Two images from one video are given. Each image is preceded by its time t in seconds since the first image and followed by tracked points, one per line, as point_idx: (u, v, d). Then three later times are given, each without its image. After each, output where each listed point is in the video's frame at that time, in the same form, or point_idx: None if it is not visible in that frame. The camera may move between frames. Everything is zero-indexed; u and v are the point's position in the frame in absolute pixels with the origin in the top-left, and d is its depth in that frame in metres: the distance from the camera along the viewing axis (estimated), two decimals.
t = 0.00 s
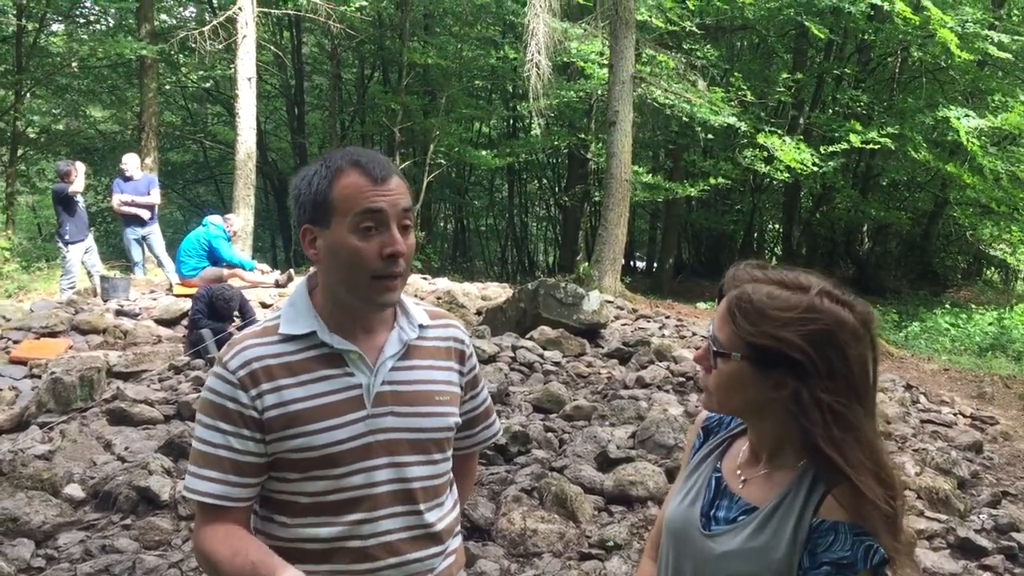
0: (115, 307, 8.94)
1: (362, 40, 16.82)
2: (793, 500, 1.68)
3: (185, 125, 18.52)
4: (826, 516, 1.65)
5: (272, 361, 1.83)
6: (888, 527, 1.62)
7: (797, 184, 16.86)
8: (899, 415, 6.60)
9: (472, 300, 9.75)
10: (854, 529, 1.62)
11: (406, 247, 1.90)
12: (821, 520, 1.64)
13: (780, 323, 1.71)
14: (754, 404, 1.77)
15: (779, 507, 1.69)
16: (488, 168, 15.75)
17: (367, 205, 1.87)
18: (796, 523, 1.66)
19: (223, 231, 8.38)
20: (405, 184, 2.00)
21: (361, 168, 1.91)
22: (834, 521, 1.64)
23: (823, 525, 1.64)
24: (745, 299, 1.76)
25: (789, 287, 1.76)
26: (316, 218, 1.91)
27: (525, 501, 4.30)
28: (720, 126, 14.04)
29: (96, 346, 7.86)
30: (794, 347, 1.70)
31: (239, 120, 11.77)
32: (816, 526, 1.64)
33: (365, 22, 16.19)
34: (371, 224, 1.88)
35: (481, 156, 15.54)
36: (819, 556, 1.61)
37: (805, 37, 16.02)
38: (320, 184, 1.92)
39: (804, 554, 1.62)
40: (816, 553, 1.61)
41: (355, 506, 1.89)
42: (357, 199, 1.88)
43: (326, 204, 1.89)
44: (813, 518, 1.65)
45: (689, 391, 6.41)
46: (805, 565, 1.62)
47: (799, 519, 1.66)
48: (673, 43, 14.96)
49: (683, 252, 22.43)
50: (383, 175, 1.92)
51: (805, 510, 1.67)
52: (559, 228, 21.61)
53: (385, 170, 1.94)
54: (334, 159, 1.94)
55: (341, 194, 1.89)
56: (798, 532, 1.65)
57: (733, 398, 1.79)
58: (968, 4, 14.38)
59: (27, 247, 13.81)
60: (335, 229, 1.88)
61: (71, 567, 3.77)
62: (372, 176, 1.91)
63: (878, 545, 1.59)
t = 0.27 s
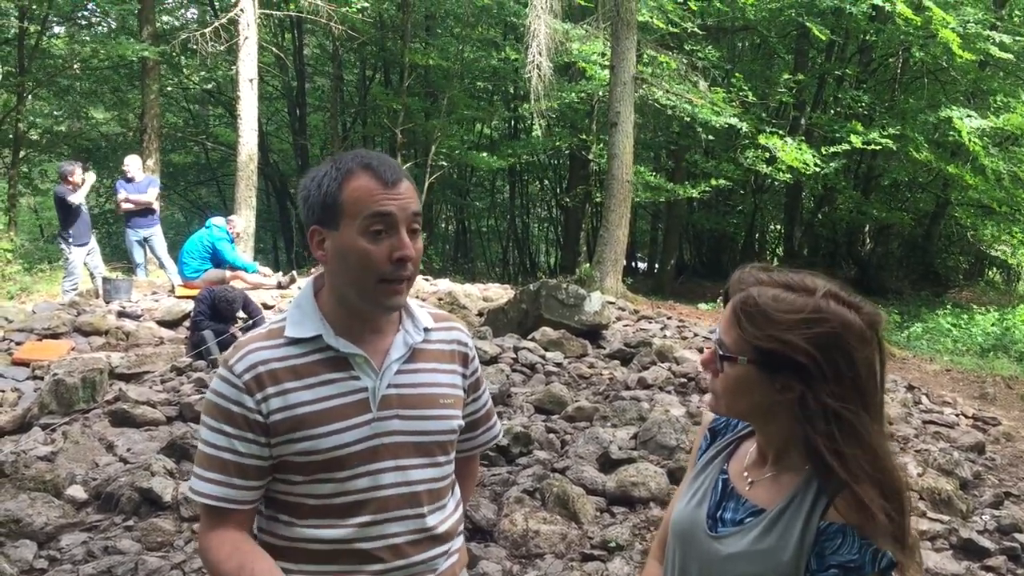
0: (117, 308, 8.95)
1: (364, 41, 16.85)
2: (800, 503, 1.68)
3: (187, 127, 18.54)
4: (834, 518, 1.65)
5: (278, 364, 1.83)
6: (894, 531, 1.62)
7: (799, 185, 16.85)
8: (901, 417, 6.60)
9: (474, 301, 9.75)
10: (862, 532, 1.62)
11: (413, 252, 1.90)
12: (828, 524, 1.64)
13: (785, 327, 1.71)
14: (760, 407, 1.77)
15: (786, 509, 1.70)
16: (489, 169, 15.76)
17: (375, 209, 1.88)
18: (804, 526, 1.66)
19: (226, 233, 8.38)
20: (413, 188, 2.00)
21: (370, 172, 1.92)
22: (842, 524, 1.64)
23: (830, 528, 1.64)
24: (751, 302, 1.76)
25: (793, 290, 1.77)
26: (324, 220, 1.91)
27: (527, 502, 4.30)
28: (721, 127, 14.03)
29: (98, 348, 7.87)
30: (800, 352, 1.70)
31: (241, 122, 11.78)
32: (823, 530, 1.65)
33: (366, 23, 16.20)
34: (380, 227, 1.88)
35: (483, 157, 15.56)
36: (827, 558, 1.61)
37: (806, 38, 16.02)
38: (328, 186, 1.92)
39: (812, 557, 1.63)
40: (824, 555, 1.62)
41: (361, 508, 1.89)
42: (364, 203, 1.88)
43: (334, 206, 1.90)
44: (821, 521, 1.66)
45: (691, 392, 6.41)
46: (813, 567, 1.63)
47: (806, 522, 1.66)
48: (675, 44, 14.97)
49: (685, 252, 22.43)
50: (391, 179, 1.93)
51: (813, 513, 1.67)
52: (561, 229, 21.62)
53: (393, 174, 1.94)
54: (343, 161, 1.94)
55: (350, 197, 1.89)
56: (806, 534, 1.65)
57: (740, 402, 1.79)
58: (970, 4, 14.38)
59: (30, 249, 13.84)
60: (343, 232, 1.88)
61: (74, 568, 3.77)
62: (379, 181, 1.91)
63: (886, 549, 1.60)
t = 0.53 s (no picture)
0: (118, 309, 8.95)
1: (364, 41, 16.86)
2: (798, 502, 1.69)
3: (187, 127, 18.54)
4: (831, 518, 1.65)
5: (279, 365, 1.84)
6: (892, 531, 1.62)
7: (799, 185, 16.86)
8: (901, 416, 6.60)
9: (474, 300, 9.76)
10: (858, 532, 1.63)
11: (415, 254, 1.90)
12: (826, 523, 1.65)
13: (784, 327, 1.71)
14: (759, 408, 1.78)
15: (785, 507, 1.70)
16: (489, 170, 15.77)
17: (378, 210, 1.88)
18: (802, 524, 1.66)
19: (226, 233, 8.38)
20: (415, 189, 2.00)
21: (373, 172, 1.92)
22: (839, 523, 1.64)
23: (827, 527, 1.64)
24: (751, 302, 1.77)
25: (793, 290, 1.77)
26: (325, 220, 1.91)
27: (527, 502, 4.30)
28: (721, 126, 14.04)
29: (98, 348, 7.88)
30: (798, 352, 1.71)
31: (241, 122, 11.78)
32: (821, 529, 1.65)
33: (366, 23, 16.21)
34: (382, 229, 1.88)
35: (483, 158, 15.56)
36: (823, 557, 1.61)
37: (805, 37, 16.03)
38: (329, 186, 1.92)
39: (808, 556, 1.63)
40: (821, 554, 1.62)
41: (359, 508, 1.89)
42: (366, 204, 1.88)
43: (336, 206, 1.90)
44: (818, 519, 1.66)
45: (691, 391, 6.41)
46: (810, 567, 1.63)
47: (804, 519, 1.66)
48: (675, 44, 14.98)
49: (685, 252, 22.44)
50: (393, 180, 1.93)
51: (811, 511, 1.67)
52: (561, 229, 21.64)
53: (397, 175, 1.95)
54: (345, 162, 1.94)
55: (352, 197, 1.89)
56: (803, 532, 1.65)
57: (738, 402, 1.79)
58: (970, 3, 14.38)
59: (30, 250, 13.84)
60: (345, 232, 1.89)
61: (74, 568, 3.77)
62: (383, 182, 1.92)
63: (882, 550, 1.61)
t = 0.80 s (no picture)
0: (117, 309, 8.95)
1: (363, 42, 16.87)
2: (793, 499, 1.69)
3: (186, 128, 18.54)
4: (825, 515, 1.65)
5: (277, 362, 1.84)
6: (886, 528, 1.62)
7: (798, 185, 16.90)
8: (900, 415, 6.61)
9: (473, 300, 9.76)
10: (852, 529, 1.62)
11: (414, 255, 1.91)
12: (820, 520, 1.64)
13: (778, 326, 1.72)
14: (754, 405, 1.78)
15: (781, 504, 1.70)
16: (488, 170, 15.78)
17: (376, 210, 1.89)
18: (796, 521, 1.66)
19: (226, 234, 8.40)
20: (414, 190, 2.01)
21: (373, 174, 1.93)
22: (833, 520, 1.64)
23: (821, 524, 1.64)
24: (745, 301, 1.77)
25: (786, 289, 1.77)
26: (324, 221, 1.92)
27: (526, 501, 4.30)
28: (720, 126, 14.05)
29: (97, 349, 7.87)
30: (791, 350, 1.71)
31: (240, 123, 11.78)
32: (815, 526, 1.64)
33: (365, 24, 16.21)
34: (382, 231, 1.89)
35: (482, 158, 15.58)
36: (817, 554, 1.60)
37: (804, 37, 16.05)
38: (328, 186, 1.93)
39: (803, 552, 1.62)
40: (815, 551, 1.61)
41: (356, 506, 1.90)
42: (367, 205, 1.89)
43: (335, 207, 1.91)
44: (812, 517, 1.66)
45: (690, 391, 6.41)
46: (804, 564, 1.62)
47: (799, 517, 1.66)
48: (674, 44, 14.99)
49: (684, 252, 22.46)
50: (392, 181, 1.94)
51: (805, 508, 1.67)
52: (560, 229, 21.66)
53: (393, 175, 1.96)
54: (342, 163, 1.95)
55: (352, 198, 1.90)
56: (798, 528, 1.65)
57: (732, 401, 1.80)
58: (968, 3, 14.39)
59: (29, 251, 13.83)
60: (344, 233, 1.89)
61: (73, 568, 3.78)
62: (379, 181, 1.92)
63: (877, 546, 1.58)
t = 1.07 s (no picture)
0: (116, 310, 8.95)
1: (362, 42, 16.86)
2: (792, 501, 1.69)
3: (185, 128, 18.53)
4: (827, 515, 1.65)
5: (276, 363, 1.84)
6: (886, 526, 1.62)
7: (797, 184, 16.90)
8: (899, 415, 6.61)
9: (472, 301, 9.76)
10: (854, 529, 1.62)
11: (399, 259, 1.91)
12: (822, 520, 1.64)
13: (775, 326, 1.71)
14: (752, 405, 1.78)
15: (782, 504, 1.70)
16: (488, 170, 15.77)
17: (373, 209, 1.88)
18: (797, 521, 1.66)
19: (228, 235, 8.44)
20: (399, 191, 2.00)
21: (353, 178, 1.92)
22: (834, 520, 1.64)
23: (822, 524, 1.64)
24: (740, 302, 1.77)
25: (783, 288, 1.77)
26: (311, 229, 1.92)
27: (526, 502, 4.30)
28: (719, 126, 14.03)
29: (96, 350, 7.86)
30: (788, 349, 1.71)
31: (239, 123, 11.78)
32: (816, 526, 1.65)
33: (364, 24, 16.20)
34: (366, 237, 1.88)
35: (480, 158, 15.57)
36: (819, 554, 1.61)
37: (803, 37, 16.06)
38: (312, 195, 1.93)
39: (805, 553, 1.63)
40: (817, 552, 1.62)
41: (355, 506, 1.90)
42: (348, 212, 1.88)
43: (318, 214, 1.90)
44: (814, 517, 1.66)
45: (689, 391, 6.41)
46: (806, 564, 1.63)
47: (800, 517, 1.66)
48: (673, 44, 14.99)
49: (683, 252, 22.46)
50: (376, 184, 1.93)
51: (807, 508, 1.67)
52: (559, 229, 21.66)
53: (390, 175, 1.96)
54: (338, 163, 1.95)
55: (333, 205, 1.89)
56: (800, 529, 1.65)
57: (732, 401, 1.80)
58: (967, 2, 14.39)
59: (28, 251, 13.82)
60: (329, 242, 1.89)
61: (72, 569, 3.77)
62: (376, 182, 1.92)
63: (879, 546, 1.59)
